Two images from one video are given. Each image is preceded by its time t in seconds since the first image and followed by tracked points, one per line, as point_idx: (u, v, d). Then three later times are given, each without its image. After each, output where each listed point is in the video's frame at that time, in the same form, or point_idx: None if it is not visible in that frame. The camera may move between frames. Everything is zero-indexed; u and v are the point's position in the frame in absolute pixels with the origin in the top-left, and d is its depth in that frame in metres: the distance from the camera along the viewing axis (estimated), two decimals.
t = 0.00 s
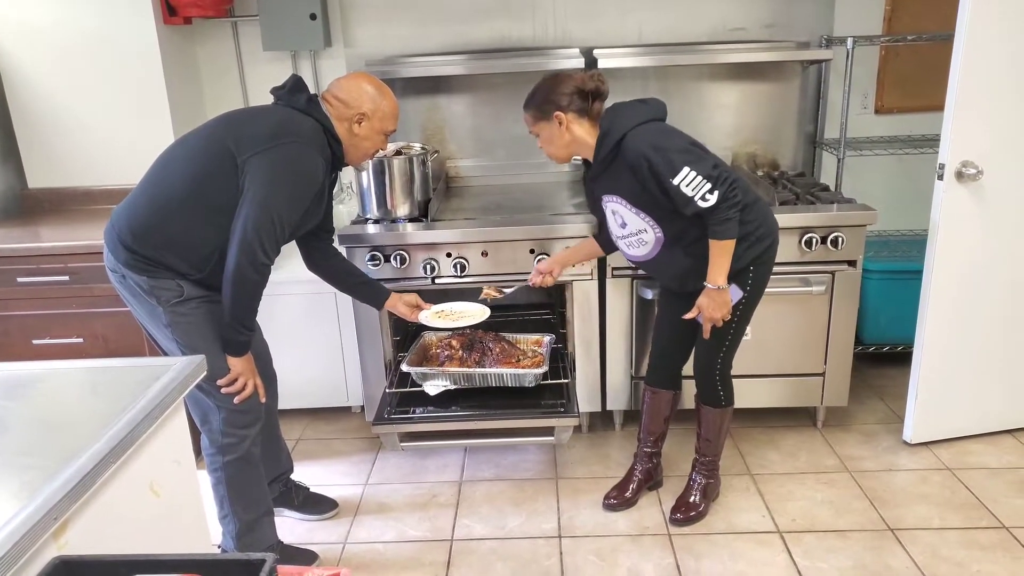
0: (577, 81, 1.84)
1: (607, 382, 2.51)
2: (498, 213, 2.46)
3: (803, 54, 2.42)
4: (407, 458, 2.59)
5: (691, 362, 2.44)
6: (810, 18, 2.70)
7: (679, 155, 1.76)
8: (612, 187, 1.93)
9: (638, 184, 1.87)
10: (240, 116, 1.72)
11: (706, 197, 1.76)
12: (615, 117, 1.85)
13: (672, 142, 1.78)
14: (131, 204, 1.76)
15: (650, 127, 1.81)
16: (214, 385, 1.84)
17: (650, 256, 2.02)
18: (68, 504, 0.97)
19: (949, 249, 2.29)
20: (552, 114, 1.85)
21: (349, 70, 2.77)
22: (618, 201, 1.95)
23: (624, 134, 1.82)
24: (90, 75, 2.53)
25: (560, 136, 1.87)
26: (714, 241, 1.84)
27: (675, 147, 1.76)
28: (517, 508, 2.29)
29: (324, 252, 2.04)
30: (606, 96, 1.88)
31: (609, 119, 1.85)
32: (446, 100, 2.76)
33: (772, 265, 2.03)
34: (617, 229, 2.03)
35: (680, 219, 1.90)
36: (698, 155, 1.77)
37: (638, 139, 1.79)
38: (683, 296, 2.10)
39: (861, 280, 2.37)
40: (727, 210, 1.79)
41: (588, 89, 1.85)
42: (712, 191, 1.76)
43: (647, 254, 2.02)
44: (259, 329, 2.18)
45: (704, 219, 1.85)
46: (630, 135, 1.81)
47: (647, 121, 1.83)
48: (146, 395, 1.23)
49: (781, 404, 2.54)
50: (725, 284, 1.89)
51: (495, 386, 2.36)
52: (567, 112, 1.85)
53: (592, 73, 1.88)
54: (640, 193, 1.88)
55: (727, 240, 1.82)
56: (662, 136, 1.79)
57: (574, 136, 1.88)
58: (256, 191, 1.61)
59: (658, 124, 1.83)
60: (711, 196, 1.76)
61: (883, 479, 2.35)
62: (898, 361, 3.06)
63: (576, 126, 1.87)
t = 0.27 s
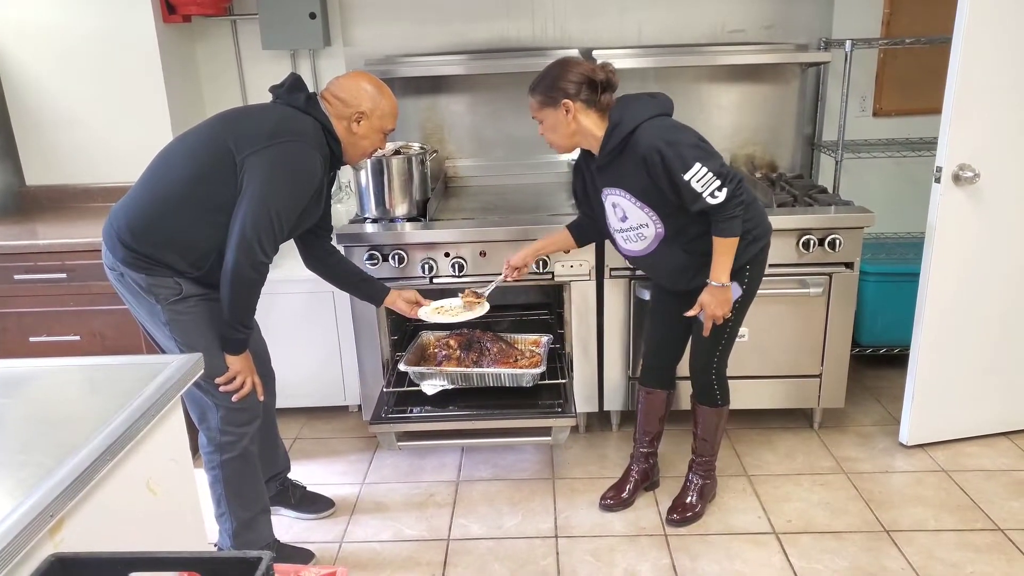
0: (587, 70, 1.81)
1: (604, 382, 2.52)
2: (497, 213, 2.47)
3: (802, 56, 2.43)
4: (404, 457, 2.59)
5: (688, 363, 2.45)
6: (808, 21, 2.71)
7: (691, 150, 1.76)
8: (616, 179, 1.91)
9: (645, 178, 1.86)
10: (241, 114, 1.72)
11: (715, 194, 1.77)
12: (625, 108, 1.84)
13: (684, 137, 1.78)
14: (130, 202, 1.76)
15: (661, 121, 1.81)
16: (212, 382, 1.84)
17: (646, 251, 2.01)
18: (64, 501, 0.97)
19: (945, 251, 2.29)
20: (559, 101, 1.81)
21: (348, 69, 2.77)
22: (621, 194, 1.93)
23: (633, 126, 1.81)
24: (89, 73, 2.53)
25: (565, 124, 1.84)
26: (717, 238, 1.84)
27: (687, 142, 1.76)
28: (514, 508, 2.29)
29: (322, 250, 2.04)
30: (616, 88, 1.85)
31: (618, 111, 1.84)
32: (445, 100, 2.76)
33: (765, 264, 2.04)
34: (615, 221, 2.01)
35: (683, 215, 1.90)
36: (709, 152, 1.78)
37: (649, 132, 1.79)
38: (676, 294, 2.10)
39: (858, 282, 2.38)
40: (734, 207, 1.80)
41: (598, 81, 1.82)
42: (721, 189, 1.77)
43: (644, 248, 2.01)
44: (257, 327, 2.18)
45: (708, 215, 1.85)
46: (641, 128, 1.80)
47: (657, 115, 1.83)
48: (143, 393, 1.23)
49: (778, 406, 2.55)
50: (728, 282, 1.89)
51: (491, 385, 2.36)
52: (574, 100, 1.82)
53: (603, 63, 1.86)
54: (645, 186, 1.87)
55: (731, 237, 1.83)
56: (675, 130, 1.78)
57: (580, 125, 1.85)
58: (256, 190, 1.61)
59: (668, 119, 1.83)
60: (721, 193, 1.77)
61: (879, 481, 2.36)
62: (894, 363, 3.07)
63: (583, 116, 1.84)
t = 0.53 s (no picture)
0: (592, 66, 1.82)
1: (602, 383, 2.52)
2: (495, 213, 2.47)
3: (800, 57, 2.43)
4: (402, 457, 2.59)
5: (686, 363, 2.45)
6: (806, 22, 2.71)
7: (697, 150, 1.77)
8: (619, 177, 1.91)
9: (649, 176, 1.86)
10: (240, 115, 1.72)
11: (719, 194, 1.77)
12: (631, 105, 1.85)
13: (690, 136, 1.79)
14: (130, 202, 1.76)
15: (667, 120, 1.82)
16: (210, 382, 1.84)
17: (644, 251, 2.01)
18: (61, 500, 0.97)
19: (943, 252, 2.30)
20: (563, 97, 1.82)
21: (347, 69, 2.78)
22: (623, 192, 1.93)
23: (639, 124, 1.82)
24: (88, 73, 2.53)
25: (568, 120, 1.84)
26: (719, 238, 1.84)
27: (693, 142, 1.77)
28: (512, 508, 2.29)
29: (320, 250, 2.04)
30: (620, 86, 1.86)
31: (623, 108, 1.85)
32: (444, 101, 2.77)
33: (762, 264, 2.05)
34: (615, 220, 2.01)
35: (684, 215, 1.91)
36: (714, 152, 1.78)
37: (655, 130, 1.80)
38: (670, 294, 2.11)
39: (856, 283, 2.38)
40: (736, 208, 1.81)
41: (603, 78, 1.83)
42: (725, 189, 1.77)
43: (643, 248, 2.01)
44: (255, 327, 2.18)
45: (710, 215, 1.86)
46: (646, 126, 1.81)
47: (663, 114, 1.84)
48: (141, 392, 1.23)
49: (776, 406, 2.55)
50: (728, 281, 1.89)
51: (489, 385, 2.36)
52: (578, 96, 1.82)
53: (608, 60, 1.87)
54: (648, 184, 1.87)
55: (733, 237, 1.83)
56: (681, 129, 1.79)
57: (583, 121, 1.86)
58: (255, 190, 1.61)
59: (673, 118, 1.84)
60: (724, 194, 1.77)
61: (877, 482, 2.36)
62: (892, 364, 3.07)
63: (586, 112, 1.85)
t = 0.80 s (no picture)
0: (588, 67, 1.82)
1: (598, 384, 2.52)
2: (491, 215, 2.47)
3: (794, 59, 2.45)
4: (398, 460, 2.58)
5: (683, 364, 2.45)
6: (799, 24, 2.73)
7: (694, 149, 1.77)
8: (617, 178, 1.91)
9: (646, 177, 1.86)
10: (235, 117, 1.71)
11: (716, 193, 1.77)
12: (627, 106, 1.86)
13: (687, 136, 1.80)
14: (125, 204, 1.75)
15: (664, 120, 1.83)
16: (206, 385, 1.83)
17: (641, 253, 2.01)
18: (56, 506, 0.96)
19: (937, 252, 2.31)
20: (559, 98, 1.82)
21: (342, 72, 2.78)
22: (620, 193, 1.93)
23: (636, 125, 1.83)
24: (83, 76, 2.53)
25: (564, 121, 1.84)
26: (716, 238, 1.85)
27: (690, 141, 1.78)
28: (509, 510, 2.29)
29: (316, 252, 2.03)
30: (616, 87, 1.86)
31: (621, 108, 1.86)
32: (439, 103, 2.77)
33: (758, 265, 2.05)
34: (612, 222, 2.01)
35: (681, 215, 1.91)
36: (711, 152, 1.79)
37: (653, 130, 1.81)
38: (670, 296, 2.11)
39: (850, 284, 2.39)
40: (734, 207, 1.81)
41: (598, 78, 1.83)
42: (722, 188, 1.77)
43: (640, 250, 2.01)
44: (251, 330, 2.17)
45: (707, 215, 1.86)
46: (643, 127, 1.82)
47: (660, 114, 1.85)
48: (136, 396, 1.22)
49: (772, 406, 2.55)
50: (727, 281, 1.90)
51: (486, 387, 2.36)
52: (575, 97, 1.82)
53: (603, 61, 1.87)
54: (645, 185, 1.88)
55: (731, 236, 1.83)
56: (678, 129, 1.80)
57: (579, 122, 1.86)
58: (250, 192, 1.60)
59: (670, 118, 1.85)
60: (722, 192, 1.78)
61: (873, 482, 2.36)
62: (887, 364, 3.08)
63: (582, 113, 1.85)
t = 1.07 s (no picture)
0: (587, 69, 1.83)
1: (597, 387, 2.52)
2: (490, 218, 2.47)
3: (794, 62, 2.44)
4: (397, 463, 2.58)
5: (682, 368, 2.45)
6: (799, 28, 2.73)
7: (693, 152, 1.77)
8: (616, 180, 1.91)
9: (645, 179, 1.86)
10: (236, 119, 1.71)
11: (715, 195, 1.77)
12: (627, 107, 1.86)
13: (686, 138, 1.79)
14: (126, 206, 1.76)
15: (663, 122, 1.82)
16: (205, 387, 1.83)
17: (641, 257, 2.01)
18: (55, 508, 0.96)
19: (937, 256, 2.30)
20: (559, 100, 1.82)
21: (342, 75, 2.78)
22: (619, 195, 1.93)
23: (635, 127, 1.83)
24: (83, 79, 2.53)
25: (564, 122, 1.84)
26: (715, 240, 1.84)
27: (689, 144, 1.77)
28: (507, 514, 2.29)
29: (316, 255, 2.03)
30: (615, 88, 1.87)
31: (619, 110, 1.85)
32: (439, 105, 2.77)
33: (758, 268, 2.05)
34: (612, 224, 2.01)
35: (680, 218, 1.91)
36: (710, 154, 1.78)
37: (651, 132, 1.80)
38: (669, 300, 2.11)
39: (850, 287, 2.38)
40: (732, 210, 1.81)
41: (597, 79, 1.83)
42: (721, 190, 1.77)
43: (640, 254, 2.01)
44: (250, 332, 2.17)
45: (706, 218, 1.85)
46: (642, 128, 1.82)
47: (660, 116, 1.84)
48: (136, 398, 1.22)
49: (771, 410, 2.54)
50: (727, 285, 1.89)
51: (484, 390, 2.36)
52: (575, 98, 1.83)
53: (602, 63, 1.87)
54: (644, 187, 1.87)
55: (730, 239, 1.83)
56: (677, 131, 1.79)
57: (579, 123, 1.86)
58: (251, 195, 1.60)
59: (670, 120, 1.84)
60: (720, 195, 1.77)
61: (872, 486, 2.36)
62: (887, 368, 3.07)
63: (581, 115, 1.85)
